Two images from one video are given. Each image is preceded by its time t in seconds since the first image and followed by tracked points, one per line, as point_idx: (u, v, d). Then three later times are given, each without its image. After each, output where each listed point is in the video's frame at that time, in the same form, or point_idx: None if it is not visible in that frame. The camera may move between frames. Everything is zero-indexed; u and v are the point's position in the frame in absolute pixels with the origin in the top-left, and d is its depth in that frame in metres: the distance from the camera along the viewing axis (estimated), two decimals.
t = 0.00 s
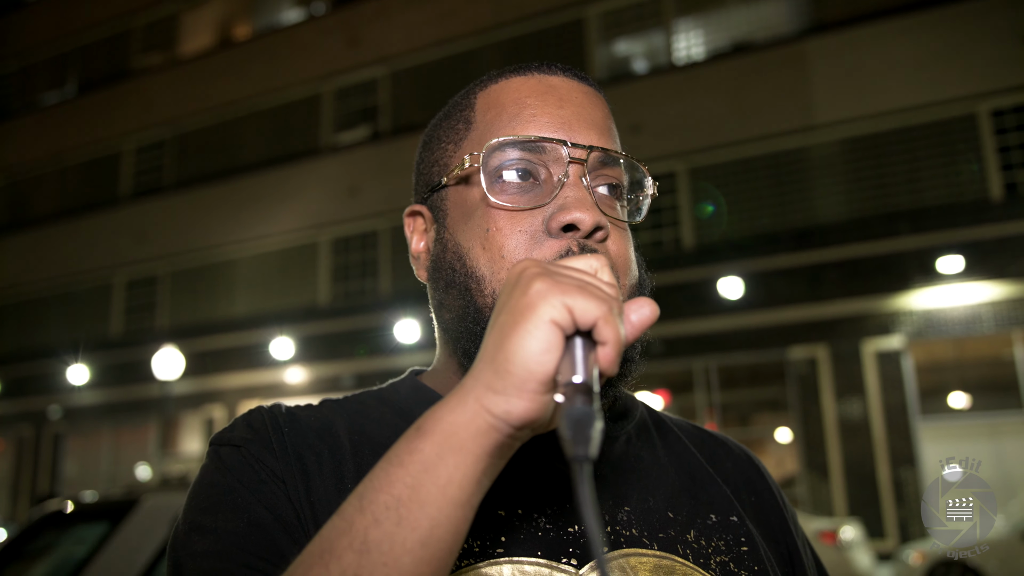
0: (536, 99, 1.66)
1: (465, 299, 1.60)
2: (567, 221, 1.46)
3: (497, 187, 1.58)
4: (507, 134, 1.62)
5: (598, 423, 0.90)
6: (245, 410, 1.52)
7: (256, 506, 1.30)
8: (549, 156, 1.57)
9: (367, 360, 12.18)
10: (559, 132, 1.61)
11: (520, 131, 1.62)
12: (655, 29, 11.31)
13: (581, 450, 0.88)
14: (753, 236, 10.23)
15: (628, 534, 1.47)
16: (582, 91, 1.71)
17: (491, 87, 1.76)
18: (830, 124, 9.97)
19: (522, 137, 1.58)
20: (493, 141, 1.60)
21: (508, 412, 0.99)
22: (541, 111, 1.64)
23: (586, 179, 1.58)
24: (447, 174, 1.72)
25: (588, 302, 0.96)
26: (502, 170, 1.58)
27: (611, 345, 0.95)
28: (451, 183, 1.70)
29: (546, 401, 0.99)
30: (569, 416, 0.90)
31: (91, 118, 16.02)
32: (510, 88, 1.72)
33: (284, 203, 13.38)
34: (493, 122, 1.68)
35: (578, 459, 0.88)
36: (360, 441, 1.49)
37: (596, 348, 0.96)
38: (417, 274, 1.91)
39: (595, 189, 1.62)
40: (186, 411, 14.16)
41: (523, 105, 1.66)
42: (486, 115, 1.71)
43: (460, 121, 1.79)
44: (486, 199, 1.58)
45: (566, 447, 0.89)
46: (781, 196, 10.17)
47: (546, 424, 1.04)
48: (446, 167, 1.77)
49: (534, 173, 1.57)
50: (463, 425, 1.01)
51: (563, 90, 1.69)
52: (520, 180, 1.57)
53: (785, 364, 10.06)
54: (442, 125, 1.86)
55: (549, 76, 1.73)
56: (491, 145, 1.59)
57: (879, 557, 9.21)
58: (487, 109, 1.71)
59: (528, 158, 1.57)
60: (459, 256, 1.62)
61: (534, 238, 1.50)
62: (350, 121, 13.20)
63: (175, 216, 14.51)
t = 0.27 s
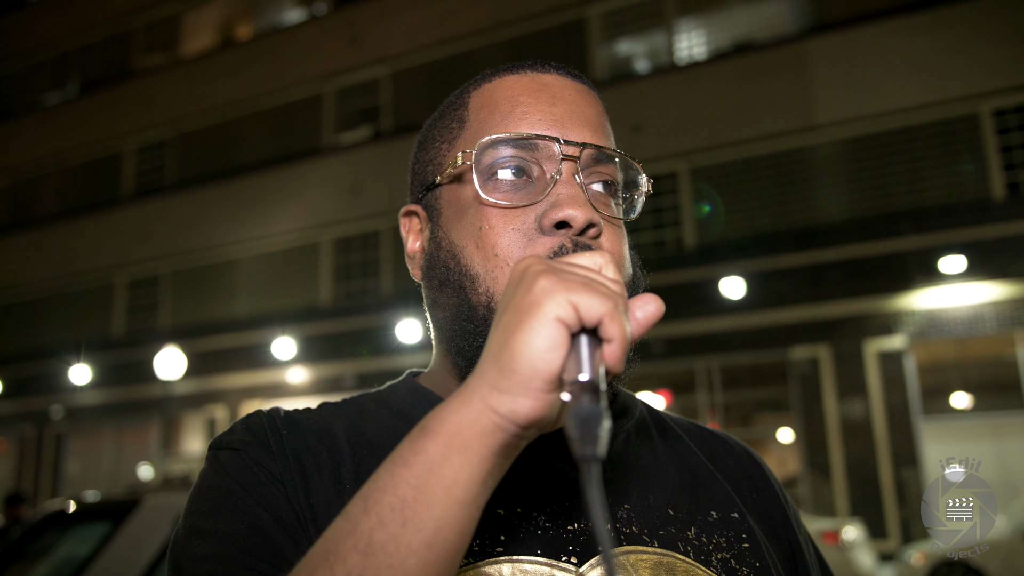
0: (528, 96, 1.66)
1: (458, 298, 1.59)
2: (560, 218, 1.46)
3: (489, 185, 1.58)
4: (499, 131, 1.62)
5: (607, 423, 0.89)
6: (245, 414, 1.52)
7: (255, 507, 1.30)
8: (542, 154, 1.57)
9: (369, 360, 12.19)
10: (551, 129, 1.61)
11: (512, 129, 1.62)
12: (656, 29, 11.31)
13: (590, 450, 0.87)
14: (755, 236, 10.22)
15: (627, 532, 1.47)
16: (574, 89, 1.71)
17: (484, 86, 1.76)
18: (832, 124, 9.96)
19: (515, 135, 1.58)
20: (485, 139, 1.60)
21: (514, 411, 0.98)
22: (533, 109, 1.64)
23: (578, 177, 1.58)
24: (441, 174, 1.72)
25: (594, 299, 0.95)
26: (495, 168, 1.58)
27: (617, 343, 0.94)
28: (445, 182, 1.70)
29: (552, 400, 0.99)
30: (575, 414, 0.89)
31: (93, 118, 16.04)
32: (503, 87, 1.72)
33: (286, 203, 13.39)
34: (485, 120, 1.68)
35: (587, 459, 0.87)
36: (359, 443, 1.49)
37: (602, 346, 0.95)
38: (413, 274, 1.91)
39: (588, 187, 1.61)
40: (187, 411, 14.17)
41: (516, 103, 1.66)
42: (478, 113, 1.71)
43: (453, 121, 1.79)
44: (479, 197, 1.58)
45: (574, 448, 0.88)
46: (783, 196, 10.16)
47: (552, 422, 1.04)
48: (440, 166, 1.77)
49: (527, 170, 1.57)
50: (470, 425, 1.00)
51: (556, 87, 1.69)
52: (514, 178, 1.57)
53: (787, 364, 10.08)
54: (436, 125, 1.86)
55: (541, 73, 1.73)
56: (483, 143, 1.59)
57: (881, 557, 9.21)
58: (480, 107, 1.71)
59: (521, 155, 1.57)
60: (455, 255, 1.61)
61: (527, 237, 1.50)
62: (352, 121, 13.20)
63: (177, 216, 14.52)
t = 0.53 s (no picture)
0: (520, 100, 1.66)
1: (452, 303, 1.60)
2: (552, 222, 1.46)
3: (482, 189, 1.58)
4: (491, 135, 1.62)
5: (592, 424, 0.90)
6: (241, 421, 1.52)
7: (250, 515, 1.30)
8: (535, 157, 1.56)
9: (370, 361, 12.19)
10: (543, 133, 1.61)
11: (505, 133, 1.62)
12: (657, 31, 11.32)
13: (576, 452, 0.88)
14: (756, 238, 10.22)
15: (625, 538, 1.47)
16: (566, 91, 1.72)
17: (476, 89, 1.76)
18: (833, 126, 9.96)
19: (507, 138, 1.57)
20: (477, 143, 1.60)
21: (503, 415, 0.98)
22: (526, 113, 1.64)
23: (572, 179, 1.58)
24: (433, 179, 1.72)
25: (582, 302, 0.94)
26: (488, 172, 1.58)
27: (607, 345, 0.93)
28: (437, 187, 1.70)
29: (541, 404, 0.98)
30: (562, 417, 0.90)
31: (95, 121, 16.06)
32: (494, 90, 1.72)
33: (287, 206, 13.41)
34: (478, 124, 1.68)
35: (572, 461, 0.88)
36: (354, 450, 1.50)
37: (591, 347, 0.94)
38: (407, 280, 1.91)
39: (582, 190, 1.61)
40: (189, 413, 14.18)
41: (508, 106, 1.66)
42: (470, 117, 1.71)
43: (446, 125, 1.79)
44: (471, 202, 1.58)
45: (559, 449, 0.89)
46: (784, 197, 10.16)
47: (543, 426, 1.03)
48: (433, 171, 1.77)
49: (520, 174, 1.57)
50: (460, 428, 1.00)
51: (548, 91, 1.69)
52: (507, 182, 1.57)
53: (789, 366, 10.07)
54: (428, 129, 1.86)
55: (533, 76, 1.73)
56: (475, 148, 1.59)
57: (883, 559, 9.18)
58: (472, 111, 1.72)
59: (514, 159, 1.57)
60: (448, 259, 1.61)
61: (518, 240, 1.50)
62: (353, 123, 13.22)
63: (179, 218, 14.54)
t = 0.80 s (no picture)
0: (510, 104, 1.65)
1: (444, 310, 1.60)
2: (544, 226, 1.46)
3: (474, 196, 1.58)
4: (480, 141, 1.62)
5: (580, 435, 0.86)
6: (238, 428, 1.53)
7: (246, 524, 1.30)
8: (525, 162, 1.56)
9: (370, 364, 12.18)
10: (533, 137, 1.61)
11: (495, 138, 1.62)
12: (658, 33, 11.32)
13: (562, 464, 0.84)
14: (757, 241, 10.22)
15: (624, 545, 1.46)
16: (558, 94, 1.71)
17: (466, 94, 1.76)
18: (834, 128, 9.96)
19: (497, 144, 1.57)
20: (470, 150, 1.60)
21: (491, 425, 0.98)
22: (516, 117, 1.63)
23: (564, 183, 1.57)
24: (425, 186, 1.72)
25: (568, 309, 0.94)
26: (479, 179, 1.59)
27: (594, 352, 0.92)
28: (428, 194, 1.70)
29: (529, 413, 0.98)
30: (548, 428, 0.86)
31: (96, 123, 16.07)
32: (484, 95, 1.72)
33: (289, 208, 13.43)
34: (468, 129, 1.68)
35: (559, 473, 0.84)
36: (351, 456, 1.50)
37: (578, 354, 0.93)
38: (402, 287, 1.91)
39: (573, 193, 1.61)
40: (189, 415, 14.18)
41: (499, 110, 1.65)
42: (461, 123, 1.71)
43: (436, 131, 1.79)
44: (463, 209, 1.59)
45: (546, 462, 0.85)
46: (785, 200, 10.16)
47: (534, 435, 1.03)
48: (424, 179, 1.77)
49: (511, 179, 1.57)
50: (448, 440, 1.01)
51: (538, 94, 1.68)
52: (499, 188, 1.57)
53: (789, 368, 10.06)
54: (420, 136, 1.86)
55: (524, 79, 1.72)
56: (464, 155, 1.60)
57: (884, 562, 9.18)
58: (462, 117, 1.72)
59: (505, 164, 1.57)
60: (440, 266, 1.62)
61: (510, 246, 1.50)
62: (354, 125, 13.22)
63: (180, 220, 14.55)
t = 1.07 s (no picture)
0: (497, 96, 1.65)
1: (435, 305, 1.59)
2: (532, 218, 1.46)
3: (464, 190, 1.58)
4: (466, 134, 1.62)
5: (561, 431, 0.86)
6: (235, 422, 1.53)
7: (242, 518, 1.30)
8: (513, 154, 1.56)
9: (371, 360, 12.18)
10: (520, 128, 1.61)
11: (482, 130, 1.62)
12: (659, 29, 11.30)
13: (542, 460, 0.83)
14: (757, 237, 10.21)
15: (622, 538, 1.46)
16: (544, 84, 1.70)
17: (453, 88, 1.75)
18: (833, 125, 9.96)
19: (485, 137, 1.57)
20: (458, 142, 1.60)
21: (476, 420, 0.98)
22: (502, 108, 1.63)
23: (553, 174, 1.58)
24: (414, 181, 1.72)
25: (551, 302, 0.93)
26: (467, 173, 1.59)
27: (577, 345, 0.92)
28: (417, 190, 1.70)
29: (513, 407, 0.98)
30: (529, 424, 0.86)
31: (96, 120, 16.06)
32: (471, 88, 1.72)
33: (288, 205, 13.42)
34: (455, 123, 1.68)
35: (539, 469, 0.83)
36: (348, 449, 1.49)
37: (562, 347, 0.93)
38: (395, 283, 1.90)
39: (564, 183, 1.61)
40: (189, 412, 14.18)
41: (485, 103, 1.66)
42: (448, 116, 1.71)
43: (424, 125, 1.78)
44: (451, 203, 1.59)
45: (527, 457, 0.84)
46: (785, 197, 10.16)
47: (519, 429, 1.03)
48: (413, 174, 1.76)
49: (500, 172, 1.57)
50: (432, 435, 1.01)
51: (525, 84, 1.68)
52: (488, 181, 1.57)
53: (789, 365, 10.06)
54: (409, 130, 1.86)
55: (511, 70, 1.72)
56: (452, 148, 1.59)
57: (884, 558, 9.18)
58: (449, 111, 1.71)
59: (493, 157, 1.57)
60: (429, 263, 1.62)
61: (498, 238, 1.50)
62: (354, 122, 13.22)
63: (180, 217, 14.54)
